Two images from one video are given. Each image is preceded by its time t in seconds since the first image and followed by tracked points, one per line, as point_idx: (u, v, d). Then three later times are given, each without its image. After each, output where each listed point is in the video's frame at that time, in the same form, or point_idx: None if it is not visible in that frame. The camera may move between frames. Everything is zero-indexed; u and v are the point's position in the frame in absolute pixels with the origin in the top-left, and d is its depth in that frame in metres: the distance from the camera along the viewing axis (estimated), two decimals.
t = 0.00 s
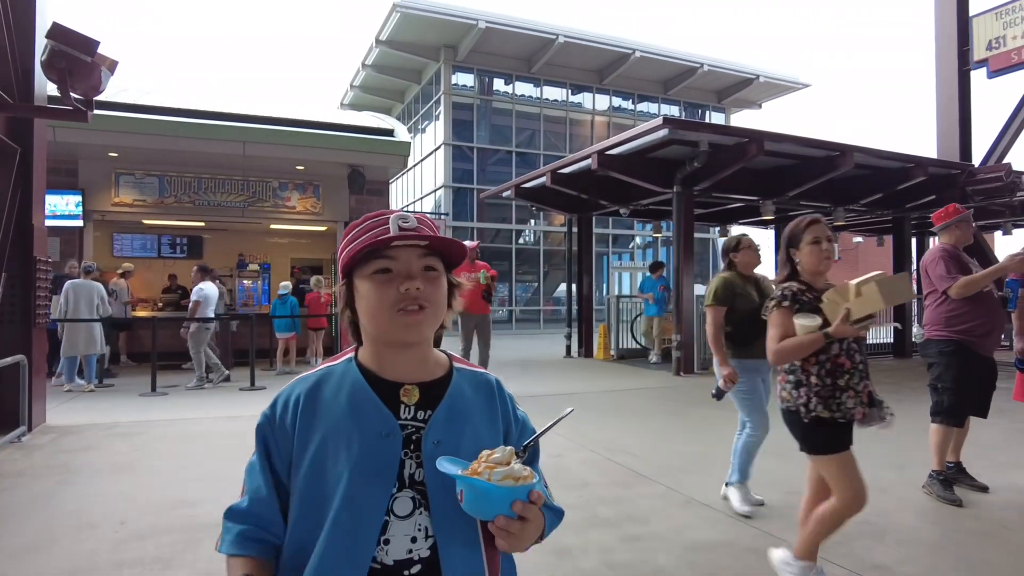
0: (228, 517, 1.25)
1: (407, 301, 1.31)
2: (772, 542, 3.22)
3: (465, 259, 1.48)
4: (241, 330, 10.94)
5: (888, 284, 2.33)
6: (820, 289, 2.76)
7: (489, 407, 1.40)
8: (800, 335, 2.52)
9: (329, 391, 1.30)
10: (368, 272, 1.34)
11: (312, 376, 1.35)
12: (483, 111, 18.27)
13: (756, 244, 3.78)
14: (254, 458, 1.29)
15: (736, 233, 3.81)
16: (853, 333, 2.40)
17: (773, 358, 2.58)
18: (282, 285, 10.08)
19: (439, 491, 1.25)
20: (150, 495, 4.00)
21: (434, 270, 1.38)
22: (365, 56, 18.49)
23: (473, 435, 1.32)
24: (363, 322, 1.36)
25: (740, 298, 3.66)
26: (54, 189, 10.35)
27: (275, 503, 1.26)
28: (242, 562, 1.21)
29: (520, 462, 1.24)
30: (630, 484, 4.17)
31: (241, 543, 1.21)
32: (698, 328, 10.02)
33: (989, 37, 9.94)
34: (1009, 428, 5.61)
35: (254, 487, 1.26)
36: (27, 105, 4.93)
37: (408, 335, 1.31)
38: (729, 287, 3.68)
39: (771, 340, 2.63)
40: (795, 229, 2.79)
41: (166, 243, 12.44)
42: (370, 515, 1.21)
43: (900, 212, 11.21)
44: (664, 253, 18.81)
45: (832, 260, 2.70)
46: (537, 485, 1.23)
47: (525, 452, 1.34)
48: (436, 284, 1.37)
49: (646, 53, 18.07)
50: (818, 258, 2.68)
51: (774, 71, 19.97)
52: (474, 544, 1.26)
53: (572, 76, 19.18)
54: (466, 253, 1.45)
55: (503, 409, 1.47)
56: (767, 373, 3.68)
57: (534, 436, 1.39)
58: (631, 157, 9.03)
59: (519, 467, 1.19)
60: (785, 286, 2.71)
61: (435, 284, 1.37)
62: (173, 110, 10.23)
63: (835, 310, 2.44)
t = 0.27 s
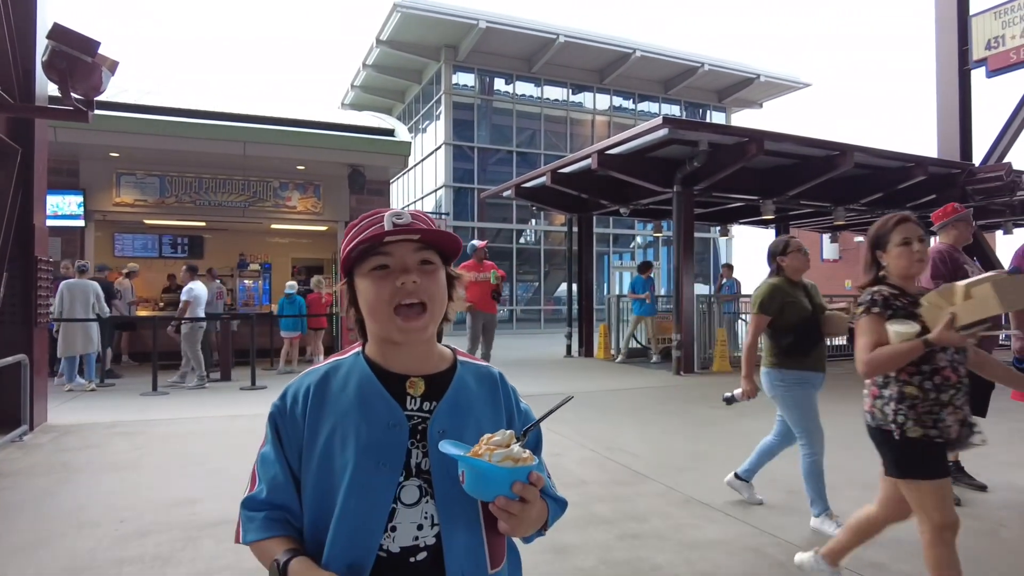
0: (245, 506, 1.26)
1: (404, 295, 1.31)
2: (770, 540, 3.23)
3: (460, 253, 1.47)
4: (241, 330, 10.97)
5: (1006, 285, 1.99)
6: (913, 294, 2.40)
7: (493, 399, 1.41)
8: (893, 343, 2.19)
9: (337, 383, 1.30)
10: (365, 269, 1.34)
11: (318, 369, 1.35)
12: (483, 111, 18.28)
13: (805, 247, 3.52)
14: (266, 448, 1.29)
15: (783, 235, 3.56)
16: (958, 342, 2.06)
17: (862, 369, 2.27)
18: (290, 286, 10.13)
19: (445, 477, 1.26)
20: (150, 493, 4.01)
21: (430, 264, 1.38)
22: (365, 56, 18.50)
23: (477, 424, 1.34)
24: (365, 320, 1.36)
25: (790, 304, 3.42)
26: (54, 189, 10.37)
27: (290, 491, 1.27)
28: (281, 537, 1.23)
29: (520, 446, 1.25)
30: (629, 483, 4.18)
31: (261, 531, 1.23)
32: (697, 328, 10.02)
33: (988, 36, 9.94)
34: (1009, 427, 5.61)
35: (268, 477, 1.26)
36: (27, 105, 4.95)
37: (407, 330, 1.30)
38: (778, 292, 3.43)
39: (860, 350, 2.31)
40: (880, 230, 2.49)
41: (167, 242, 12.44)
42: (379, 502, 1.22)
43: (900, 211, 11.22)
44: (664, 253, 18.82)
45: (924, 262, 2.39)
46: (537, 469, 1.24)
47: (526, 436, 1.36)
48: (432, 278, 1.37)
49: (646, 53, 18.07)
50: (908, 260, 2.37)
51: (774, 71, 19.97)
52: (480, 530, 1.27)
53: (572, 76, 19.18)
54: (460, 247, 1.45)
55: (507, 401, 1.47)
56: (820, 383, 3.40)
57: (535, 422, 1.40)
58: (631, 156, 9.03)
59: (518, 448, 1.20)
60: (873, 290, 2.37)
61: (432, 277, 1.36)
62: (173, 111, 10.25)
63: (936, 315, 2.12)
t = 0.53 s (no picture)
0: (286, 479, 1.31)
1: (444, 274, 1.32)
2: (773, 536, 3.23)
3: (500, 241, 1.48)
4: (245, 327, 11.01)
5: None
6: None
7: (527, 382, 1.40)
8: None
9: (375, 362, 1.32)
10: (408, 248, 1.36)
11: (358, 349, 1.37)
12: (486, 110, 18.29)
13: (864, 234, 3.29)
14: (306, 425, 1.33)
15: (840, 222, 3.33)
16: None
17: (994, 357, 2.12)
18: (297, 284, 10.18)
19: (480, 454, 1.25)
20: (155, 487, 4.04)
21: (471, 248, 1.39)
22: (368, 55, 18.53)
23: (511, 405, 1.33)
24: (406, 299, 1.38)
25: (853, 293, 3.16)
26: (60, 188, 10.40)
27: (329, 466, 1.31)
28: (316, 517, 1.29)
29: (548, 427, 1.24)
30: (633, 479, 4.18)
31: (301, 503, 1.28)
32: (700, 326, 10.02)
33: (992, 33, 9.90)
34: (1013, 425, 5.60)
35: (307, 452, 1.30)
36: (33, 103, 4.98)
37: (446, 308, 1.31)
38: (842, 280, 3.15)
39: (987, 336, 2.14)
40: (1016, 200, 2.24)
41: (171, 241, 12.55)
42: (413, 481, 1.23)
43: (904, 209, 11.20)
44: (668, 252, 18.81)
45: None
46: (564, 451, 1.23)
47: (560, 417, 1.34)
48: (473, 261, 1.37)
49: (649, 52, 18.06)
50: None
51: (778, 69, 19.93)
52: (513, 509, 1.27)
53: (576, 75, 19.17)
54: (500, 234, 1.46)
55: (542, 382, 1.46)
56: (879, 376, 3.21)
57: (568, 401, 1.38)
58: (635, 154, 9.02)
59: (546, 431, 1.19)
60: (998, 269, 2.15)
61: (473, 261, 1.37)
62: (178, 109, 10.27)
63: None
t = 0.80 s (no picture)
0: (339, 425, 1.36)
1: (494, 239, 1.34)
2: (781, 519, 3.22)
3: (551, 208, 1.49)
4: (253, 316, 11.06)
5: None
6: None
7: (574, 342, 1.41)
8: None
9: (426, 320, 1.37)
10: (462, 211, 1.39)
11: (411, 308, 1.42)
12: (494, 100, 18.20)
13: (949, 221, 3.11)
14: (359, 377, 1.39)
15: (923, 206, 3.15)
16: None
17: None
18: (307, 274, 10.22)
19: (521, 408, 1.28)
20: (165, 470, 4.07)
21: (523, 214, 1.40)
22: (376, 45, 18.48)
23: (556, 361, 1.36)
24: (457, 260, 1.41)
25: (938, 282, 2.98)
26: (71, 178, 10.38)
27: (379, 414, 1.37)
28: (370, 458, 1.33)
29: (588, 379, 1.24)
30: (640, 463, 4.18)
31: (353, 448, 1.33)
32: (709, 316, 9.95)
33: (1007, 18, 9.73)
34: None
35: (359, 402, 1.36)
36: (43, 89, 5.00)
37: (496, 273, 1.34)
38: (924, 268, 2.97)
39: None
40: None
41: (180, 231, 12.55)
42: (459, 429, 1.26)
43: (916, 198, 11.08)
44: (677, 242, 18.71)
45: None
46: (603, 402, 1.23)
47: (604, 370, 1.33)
48: (524, 228, 1.39)
49: (658, 41, 17.90)
50: None
51: (788, 58, 19.72)
52: (555, 463, 1.28)
53: (584, 64, 19.03)
54: (552, 202, 1.47)
55: (589, 342, 1.47)
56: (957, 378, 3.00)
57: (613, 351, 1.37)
58: (643, 143, 8.97)
59: (584, 379, 1.19)
60: None
61: (523, 227, 1.39)
62: (186, 98, 10.27)
63: None
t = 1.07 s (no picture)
0: (367, 399, 1.42)
1: (514, 215, 1.34)
2: (786, 509, 3.19)
3: (575, 182, 1.46)
4: (259, 307, 11.08)
5: None
6: None
7: (602, 321, 1.39)
8: None
9: (449, 299, 1.38)
10: (483, 188, 1.39)
11: (436, 288, 1.44)
12: (500, 91, 18.11)
13: None
14: (386, 354, 1.43)
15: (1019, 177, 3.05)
16: None
17: None
18: (313, 264, 10.24)
19: (543, 387, 1.25)
20: (168, 459, 4.08)
21: (545, 189, 1.39)
22: (382, 35, 18.42)
23: (582, 339, 1.34)
24: (481, 238, 1.42)
25: None
26: (77, 169, 10.40)
27: (404, 391, 1.41)
28: (394, 428, 1.37)
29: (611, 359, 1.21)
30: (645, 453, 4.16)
31: (378, 421, 1.38)
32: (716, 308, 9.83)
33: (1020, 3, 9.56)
34: None
35: (385, 378, 1.41)
36: (46, 79, 4.99)
37: (517, 249, 1.33)
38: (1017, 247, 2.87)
39: None
40: None
41: (186, 222, 12.49)
42: (478, 404, 1.27)
43: (926, 188, 10.96)
44: (684, 234, 18.61)
45: None
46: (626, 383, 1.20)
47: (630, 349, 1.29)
48: (546, 203, 1.37)
49: (665, 30, 17.73)
50: None
51: (797, 48, 19.51)
52: (577, 445, 1.26)
53: (590, 54, 18.89)
54: (575, 176, 1.44)
55: (617, 321, 1.45)
56: None
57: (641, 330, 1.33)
58: (650, 132, 8.88)
59: (606, 360, 1.16)
60: None
61: (546, 201, 1.37)
62: (190, 89, 10.25)
63: None
